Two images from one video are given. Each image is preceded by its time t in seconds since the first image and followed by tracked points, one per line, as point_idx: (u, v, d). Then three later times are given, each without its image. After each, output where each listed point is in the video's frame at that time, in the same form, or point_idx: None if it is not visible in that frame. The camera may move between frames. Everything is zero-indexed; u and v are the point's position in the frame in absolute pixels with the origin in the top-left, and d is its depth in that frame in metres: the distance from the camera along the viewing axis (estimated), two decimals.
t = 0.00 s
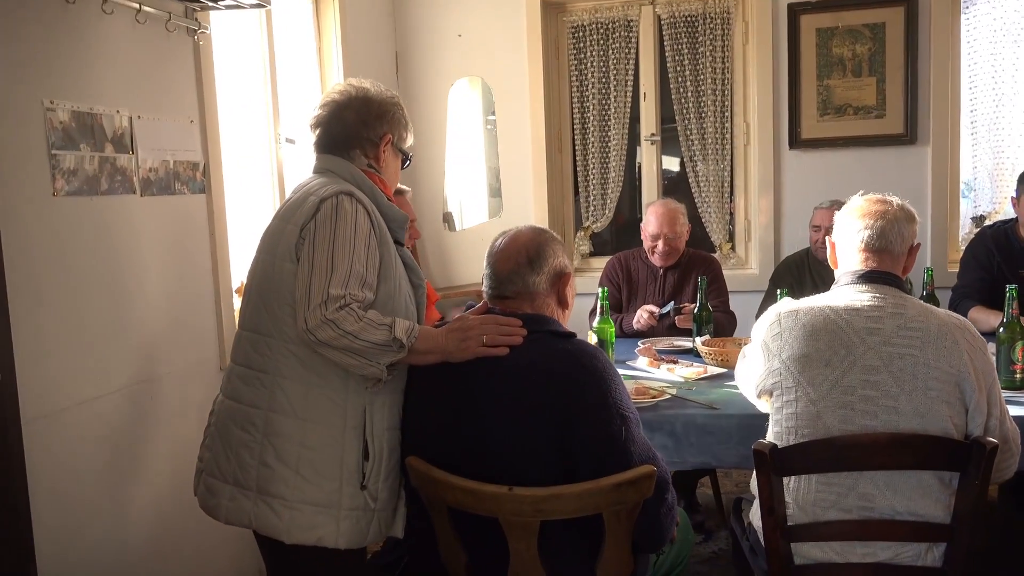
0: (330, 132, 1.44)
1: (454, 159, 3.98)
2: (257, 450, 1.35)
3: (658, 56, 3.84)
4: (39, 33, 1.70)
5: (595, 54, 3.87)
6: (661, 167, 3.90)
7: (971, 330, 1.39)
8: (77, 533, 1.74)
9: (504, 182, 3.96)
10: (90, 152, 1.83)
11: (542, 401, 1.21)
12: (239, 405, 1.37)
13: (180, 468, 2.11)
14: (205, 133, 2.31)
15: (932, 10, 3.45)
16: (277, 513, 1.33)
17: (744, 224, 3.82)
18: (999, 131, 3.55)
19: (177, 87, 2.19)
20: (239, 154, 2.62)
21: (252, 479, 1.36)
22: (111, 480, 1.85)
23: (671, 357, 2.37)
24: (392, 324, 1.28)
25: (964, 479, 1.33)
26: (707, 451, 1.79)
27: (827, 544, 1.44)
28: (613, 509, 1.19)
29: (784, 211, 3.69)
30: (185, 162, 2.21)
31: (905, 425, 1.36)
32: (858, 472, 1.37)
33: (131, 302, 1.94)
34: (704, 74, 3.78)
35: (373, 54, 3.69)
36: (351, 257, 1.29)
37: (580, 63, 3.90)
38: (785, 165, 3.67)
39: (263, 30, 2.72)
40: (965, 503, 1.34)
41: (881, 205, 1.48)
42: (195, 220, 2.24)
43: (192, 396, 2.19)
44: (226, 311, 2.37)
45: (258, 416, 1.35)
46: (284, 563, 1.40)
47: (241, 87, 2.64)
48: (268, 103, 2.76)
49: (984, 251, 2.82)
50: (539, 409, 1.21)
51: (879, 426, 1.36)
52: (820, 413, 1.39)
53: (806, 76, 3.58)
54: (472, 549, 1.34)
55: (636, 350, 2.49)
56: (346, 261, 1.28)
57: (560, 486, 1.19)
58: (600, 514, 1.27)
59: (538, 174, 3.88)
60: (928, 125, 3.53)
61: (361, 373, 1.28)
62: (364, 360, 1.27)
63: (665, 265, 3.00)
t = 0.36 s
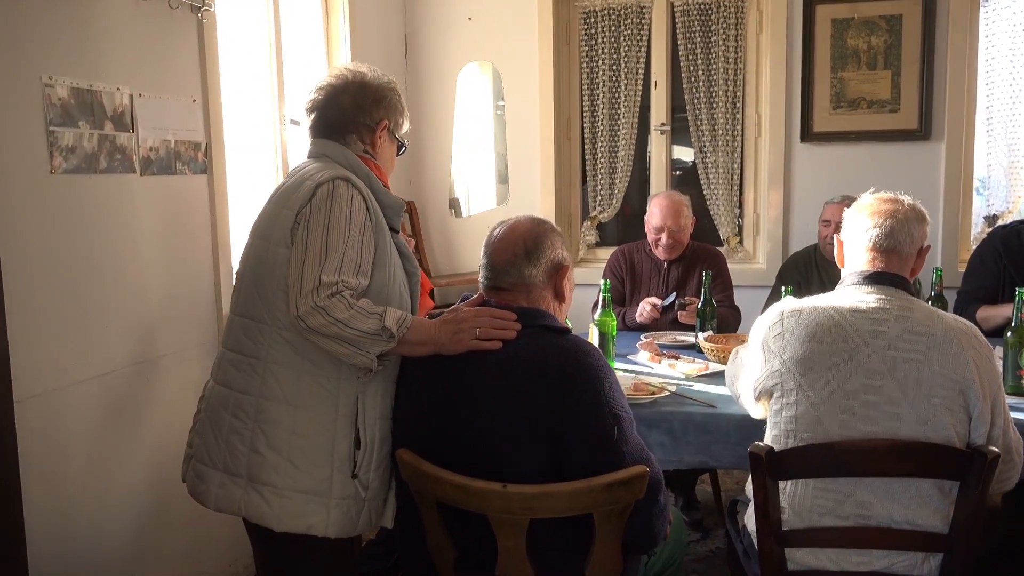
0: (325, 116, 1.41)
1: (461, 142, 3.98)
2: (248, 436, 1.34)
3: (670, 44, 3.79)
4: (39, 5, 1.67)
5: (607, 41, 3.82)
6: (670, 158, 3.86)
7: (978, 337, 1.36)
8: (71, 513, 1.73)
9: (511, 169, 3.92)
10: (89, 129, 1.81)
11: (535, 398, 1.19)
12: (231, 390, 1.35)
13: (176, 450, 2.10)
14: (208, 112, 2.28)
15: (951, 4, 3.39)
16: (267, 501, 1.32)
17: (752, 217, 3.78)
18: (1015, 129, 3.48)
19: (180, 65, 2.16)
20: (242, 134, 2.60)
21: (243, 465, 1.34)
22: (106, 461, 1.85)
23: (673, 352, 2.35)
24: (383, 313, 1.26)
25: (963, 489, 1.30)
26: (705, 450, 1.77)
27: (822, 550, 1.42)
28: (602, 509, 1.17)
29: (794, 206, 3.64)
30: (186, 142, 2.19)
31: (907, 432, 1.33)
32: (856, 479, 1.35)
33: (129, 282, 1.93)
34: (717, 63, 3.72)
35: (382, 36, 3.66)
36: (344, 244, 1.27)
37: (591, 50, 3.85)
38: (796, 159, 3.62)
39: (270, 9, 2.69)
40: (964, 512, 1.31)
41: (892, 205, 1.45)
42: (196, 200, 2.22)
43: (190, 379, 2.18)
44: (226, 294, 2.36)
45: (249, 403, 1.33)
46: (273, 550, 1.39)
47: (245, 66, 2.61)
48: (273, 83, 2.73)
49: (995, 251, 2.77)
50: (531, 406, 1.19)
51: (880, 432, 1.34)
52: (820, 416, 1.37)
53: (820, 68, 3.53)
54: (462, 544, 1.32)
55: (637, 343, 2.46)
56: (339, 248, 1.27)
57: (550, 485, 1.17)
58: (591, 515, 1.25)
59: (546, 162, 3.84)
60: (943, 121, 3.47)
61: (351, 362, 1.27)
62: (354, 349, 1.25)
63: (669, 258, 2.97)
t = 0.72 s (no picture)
0: (317, 124, 1.41)
1: (467, 150, 3.98)
2: (236, 442, 1.33)
3: (677, 55, 3.79)
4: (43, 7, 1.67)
5: (613, 51, 3.81)
6: (676, 168, 3.85)
7: (975, 354, 1.35)
8: (65, 514, 1.73)
9: (516, 177, 3.92)
10: (90, 132, 1.82)
11: (525, 408, 1.18)
12: (219, 396, 1.35)
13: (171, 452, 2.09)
14: (210, 116, 2.29)
15: (959, 19, 3.37)
16: (253, 508, 1.31)
17: (757, 229, 3.76)
18: None
19: (183, 70, 2.17)
20: (245, 138, 2.60)
21: (230, 471, 1.34)
22: (102, 463, 1.85)
23: (672, 363, 2.33)
24: (372, 321, 1.26)
25: (959, 507, 1.28)
26: (701, 462, 1.75)
27: (815, 567, 1.40)
28: (592, 521, 1.16)
29: (800, 218, 3.62)
30: (188, 146, 2.19)
31: (902, 450, 1.31)
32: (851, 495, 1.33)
33: (127, 284, 1.93)
34: (724, 74, 3.71)
35: (389, 43, 3.66)
36: (334, 251, 1.27)
37: (597, 59, 3.85)
38: (802, 172, 3.60)
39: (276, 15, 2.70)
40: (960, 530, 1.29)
41: (888, 219, 1.44)
42: (197, 204, 2.23)
43: (187, 382, 2.18)
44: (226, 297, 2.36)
45: (238, 409, 1.33)
46: (260, 557, 1.38)
47: (250, 71, 2.62)
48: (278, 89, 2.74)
49: (1003, 266, 2.75)
50: (520, 416, 1.18)
51: (875, 450, 1.32)
52: (815, 433, 1.35)
53: (828, 81, 3.51)
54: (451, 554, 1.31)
55: (637, 354, 2.45)
56: (329, 256, 1.26)
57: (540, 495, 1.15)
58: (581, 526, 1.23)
59: (551, 170, 3.84)
60: (951, 136, 3.45)
61: (339, 370, 1.27)
62: (343, 357, 1.25)
63: (671, 269, 2.96)
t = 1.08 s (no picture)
0: (312, 107, 1.40)
1: (473, 135, 3.96)
2: (233, 428, 1.33)
3: (684, 39, 3.75)
4: None
5: (620, 35, 3.78)
6: (684, 153, 3.82)
7: (981, 335, 1.34)
8: (70, 500, 1.74)
9: (522, 163, 3.90)
10: (91, 117, 1.81)
11: (526, 391, 1.17)
12: (216, 382, 1.35)
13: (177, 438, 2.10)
14: (213, 102, 2.28)
15: None
16: (252, 492, 1.31)
17: (765, 213, 3.73)
18: None
19: (185, 55, 2.16)
20: (248, 124, 2.59)
21: (228, 457, 1.34)
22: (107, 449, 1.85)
23: (678, 348, 2.32)
24: (369, 307, 1.25)
25: (967, 491, 1.27)
26: (707, 447, 1.75)
27: (821, 550, 1.39)
28: (596, 505, 1.15)
29: (808, 202, 3.59)
30: (191, 132, 2.19)
31: (908, 433, 1.30)
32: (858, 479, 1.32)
33: (130, 271, 1.93)
34: (731, 58, 3.68)
35: (394, 28, 3.64)
36: (330, 237, 1.26)
37: (604, 44, 3.81)
38: (811, 156, 3.57)
39: None
40: (967, 514, 1.28)
41: (893, 200, 1.42)
42: (200, 190, 2.22)
43: (191, 368, 2.18)
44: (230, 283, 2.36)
45: (235, 395, 1.32)
46: (261, 542, 1.38)
47: (253, 56, 2.61)
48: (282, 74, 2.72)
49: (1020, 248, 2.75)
50: (521, 400, 1.17)
51: (881, 432, 1.31)
52: (820, 416, 1.34)
53: (837, 64, 3.47)
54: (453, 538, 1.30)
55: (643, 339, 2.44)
56: (325, 241, 1.26)
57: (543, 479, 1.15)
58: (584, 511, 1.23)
59: (557, 156, 3.82)
60: (962, 119, 3.41)
61: (337, 356, 1.26)
62: (340, 343, 1.24)
63: (678, 255, 2.94)
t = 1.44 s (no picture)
0: (320, 100, 1.39)
1: (481, 127, 3.94)
2: (238, 422, 1.33)
3: (694, 30, 3.72)
4: None
5: (629, 26, 3.75)
6: (693, 146, 3.80)
7: (989, 326, 1.32)
8: (80, 492, 1.74)
9: (531, 155, 3.88)
10: (100, 109, 1.81)
11: (530, 386, 1.16)
12: (221, 375, 1.35)
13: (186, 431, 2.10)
14: (221, 95, 2.27)
15: None
16: (256, 486, 1.31)
17: (775, 206, 3.71)
18: None
19: (193, 46, 2.15)
20: (256, 115, 2.58)
21: (233, 450, 1.34)
22: (118, 441, 1.86)
23: (687, 342, 2.31)
24: (374, 301, 1.25)
25: (979, 488, 1.26)
26: (715, 442, 1.74)
27: (830, 546, 1.38)
28: (604, 501, 1.15)
29: (819, 195, 3.57)
30: (199, 124, 2.18)
31: (918, 424, 1.29)
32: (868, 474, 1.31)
33: (139, 264, 1.93)
34: (742, 49, 3.64)
35: (402, 20, 3.62)
36: (335, 231, 1.25)
37: (613, 34, 3.79)
38: (821, 148, 3.54)
39: None
40: (980, 510, 1.27)
41: (899, 194, 1.41)
42: (208, 182, 2.22)
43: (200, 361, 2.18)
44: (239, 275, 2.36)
45: (240, 388, 1.32)
46: (267, 535, 1.38)
47: (261, 47, 2.60)
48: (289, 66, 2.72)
49: None
50: (526, 394, 1.16)
51: (890, 424, 1.30)
52: (829, 409, 1.33)
53: (848, 55, 3.44)
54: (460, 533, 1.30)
55: (652, 333, 2.42)
56: (330, 235, 1.25)
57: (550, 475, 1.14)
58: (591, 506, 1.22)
59: (566, 149, 3.80)
60: (975, 111, 3.37)
61: (342, 351, 1.26)
62: (345, 338, 1.24)
63: (687, 249, 2.92)
